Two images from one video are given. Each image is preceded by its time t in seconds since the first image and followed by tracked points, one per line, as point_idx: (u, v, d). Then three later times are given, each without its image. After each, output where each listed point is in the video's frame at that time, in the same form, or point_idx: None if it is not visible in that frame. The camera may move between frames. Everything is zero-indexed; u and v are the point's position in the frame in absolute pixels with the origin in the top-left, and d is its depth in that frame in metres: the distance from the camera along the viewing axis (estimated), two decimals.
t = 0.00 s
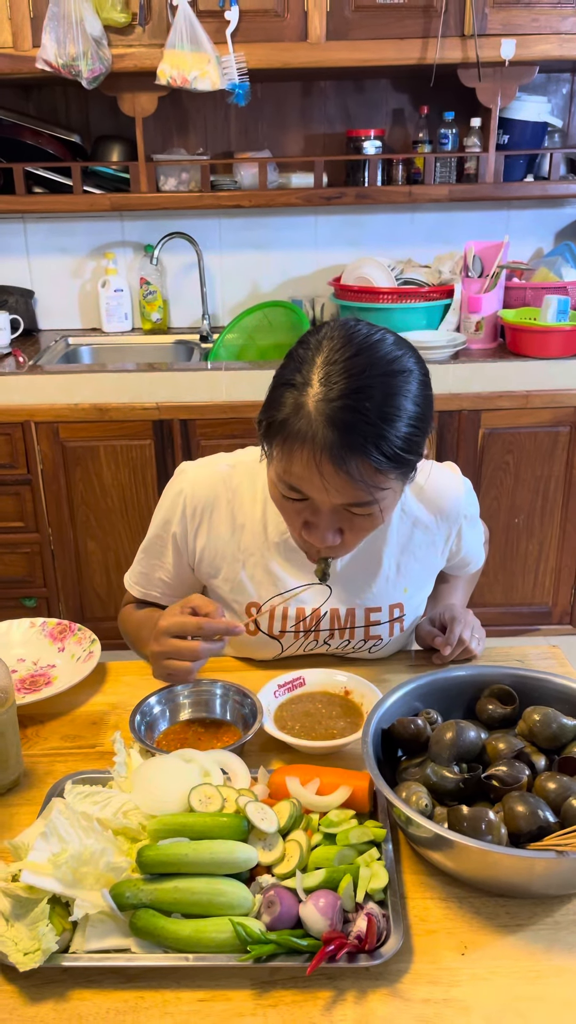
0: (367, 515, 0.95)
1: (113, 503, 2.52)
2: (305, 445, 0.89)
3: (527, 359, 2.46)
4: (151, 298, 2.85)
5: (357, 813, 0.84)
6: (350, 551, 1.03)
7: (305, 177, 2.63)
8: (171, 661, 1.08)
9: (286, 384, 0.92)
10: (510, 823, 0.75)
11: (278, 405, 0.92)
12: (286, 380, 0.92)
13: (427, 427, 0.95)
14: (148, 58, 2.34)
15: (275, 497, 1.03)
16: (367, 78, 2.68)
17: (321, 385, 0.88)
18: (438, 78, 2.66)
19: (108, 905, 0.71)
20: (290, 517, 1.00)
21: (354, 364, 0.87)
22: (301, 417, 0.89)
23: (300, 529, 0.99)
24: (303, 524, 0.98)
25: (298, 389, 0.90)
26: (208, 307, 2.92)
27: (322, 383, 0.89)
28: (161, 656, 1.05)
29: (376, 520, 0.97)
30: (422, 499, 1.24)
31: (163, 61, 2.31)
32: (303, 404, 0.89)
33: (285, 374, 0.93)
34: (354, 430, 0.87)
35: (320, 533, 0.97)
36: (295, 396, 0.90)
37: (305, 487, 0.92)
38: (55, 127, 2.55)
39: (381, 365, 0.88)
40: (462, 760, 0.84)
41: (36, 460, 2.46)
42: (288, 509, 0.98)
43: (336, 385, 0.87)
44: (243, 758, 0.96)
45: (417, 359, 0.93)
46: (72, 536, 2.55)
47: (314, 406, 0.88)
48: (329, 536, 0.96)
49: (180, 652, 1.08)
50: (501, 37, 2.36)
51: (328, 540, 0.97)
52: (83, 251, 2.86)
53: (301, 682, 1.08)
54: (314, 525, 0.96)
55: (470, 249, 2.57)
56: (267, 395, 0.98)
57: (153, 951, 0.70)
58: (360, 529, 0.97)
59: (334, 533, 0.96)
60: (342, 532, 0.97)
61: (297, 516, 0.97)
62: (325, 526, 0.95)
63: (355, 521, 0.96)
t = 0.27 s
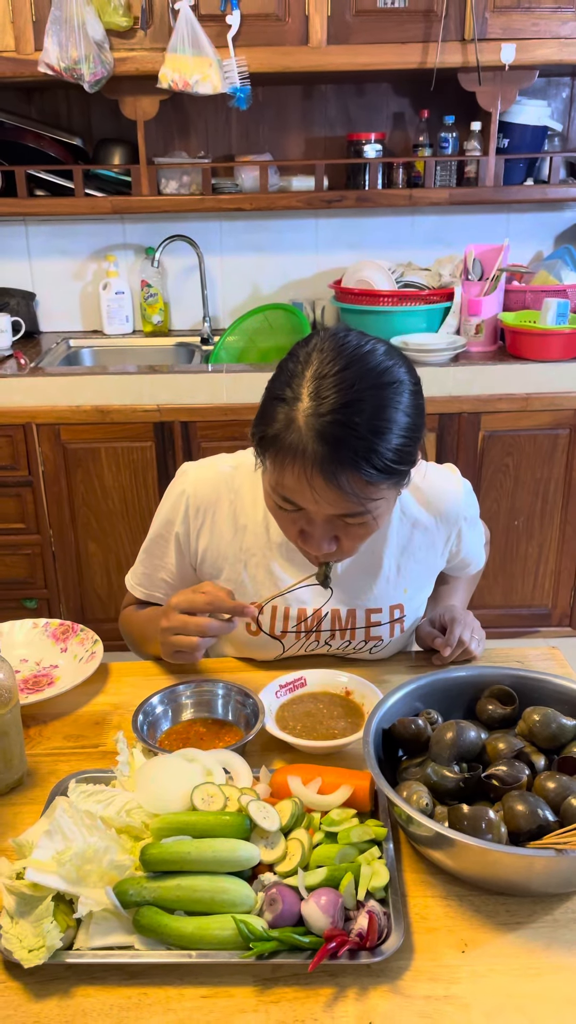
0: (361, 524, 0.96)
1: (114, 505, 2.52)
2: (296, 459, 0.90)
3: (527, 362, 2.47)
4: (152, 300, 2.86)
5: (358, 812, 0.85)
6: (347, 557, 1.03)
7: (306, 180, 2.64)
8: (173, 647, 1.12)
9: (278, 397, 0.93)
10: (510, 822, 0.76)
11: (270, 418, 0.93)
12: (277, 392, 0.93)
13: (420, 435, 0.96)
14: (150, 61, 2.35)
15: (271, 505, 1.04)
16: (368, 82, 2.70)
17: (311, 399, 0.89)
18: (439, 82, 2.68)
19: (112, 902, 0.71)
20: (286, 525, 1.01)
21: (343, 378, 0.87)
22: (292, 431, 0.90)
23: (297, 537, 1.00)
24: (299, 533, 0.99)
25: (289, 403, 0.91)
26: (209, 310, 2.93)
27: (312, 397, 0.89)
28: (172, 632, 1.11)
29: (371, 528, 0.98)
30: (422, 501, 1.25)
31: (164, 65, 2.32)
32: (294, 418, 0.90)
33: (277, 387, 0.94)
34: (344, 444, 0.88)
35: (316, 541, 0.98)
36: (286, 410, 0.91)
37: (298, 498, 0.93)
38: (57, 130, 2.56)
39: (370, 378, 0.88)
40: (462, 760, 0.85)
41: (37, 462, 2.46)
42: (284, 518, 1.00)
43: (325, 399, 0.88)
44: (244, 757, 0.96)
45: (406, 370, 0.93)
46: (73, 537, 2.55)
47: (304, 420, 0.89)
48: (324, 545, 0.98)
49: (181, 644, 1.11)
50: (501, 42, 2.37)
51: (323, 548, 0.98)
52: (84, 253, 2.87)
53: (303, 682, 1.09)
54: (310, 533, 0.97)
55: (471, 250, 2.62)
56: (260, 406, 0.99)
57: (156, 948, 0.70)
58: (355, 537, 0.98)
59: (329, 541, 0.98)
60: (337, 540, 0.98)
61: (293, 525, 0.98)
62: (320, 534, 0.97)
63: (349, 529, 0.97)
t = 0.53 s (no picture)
0: (362, 528, 0.97)
1: (114, 506, 2.53)
2: (296, 467, 0.90)
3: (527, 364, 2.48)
4: (153, 303, 2.86)
5: (359, 812, 0.85)
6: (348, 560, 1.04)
7: (306, 183, 2.64)
8: (173, 643, 1.12)
9: (276, 406, 0.93)
10: (511, 822, 0.76)
11: (269, 426, 0.93)
12: (276, 400, 0.93)
13: (419, 439, 0.96)
14: (151, 64, 2.36)
15: (272, 510, 1.04)
16: (369, 85, 2.70)
17: (310, 408, 0.89)
18: (439, 85, 2.68)
19: (115, 901, 0.72)
20: (287, 530, 1.02)
21: (341, 387, 0.88)
22: (291, 439, 0.90)
23: (298, 542, 1.01)
24: (300, 537, 1.00)
25: (287, 411, 0.91)
26: (209, 312, 2.94)
27: (311, 406, 0.89)
28: (170, 628, 1.12)
29: (372, 531, 0.98)
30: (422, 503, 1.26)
31: (165, 68, 2.33)
32: (293, 426, 0.90)
33: (275, 395, 0.94)
34: (344, 453, 0.88)
35: (317, 546, 0.99)
36: (285, 418, 0.91)
37: (299, 505, 0.93)
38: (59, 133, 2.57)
39: (368, 386, 0.88)
40: (463, 760, 0.85)
41: (38, 463, 2.47)
42: (285, 524, 1.00)
43: (324, 408, 0.88)
44: (246, 758, 0.97)
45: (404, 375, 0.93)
46: (73, 539, 2.56)
47: (303, 430, 0.89)
48: (326, 549, 0.98)
49: (181, 641, 1.12)
50: (502, 45, 2.38)
51: (324, 553, 0.98)
52: (85, 255, 2.87)
53: (304, 683, 1.09)
54: (311, 539, 0.98)
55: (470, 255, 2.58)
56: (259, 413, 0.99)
57: (159, 947, 0.71)
58: (356, 541, 0.99)
59: (331, 545, 0.98)
60: (339, 544, 0.99)
61: (294, 530, 0.99)
62: (321, 539, 0.97)
63: (350, 533, 0.97)
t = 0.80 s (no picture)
0: (364, 524, 0.97)
1: (114, 508, 2.53)
2: (297, 461, 0.91)
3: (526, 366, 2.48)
4: (152, 305, 2.87)
5: (359, 813, 0.85)
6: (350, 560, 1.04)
7: (306, 185, 2.65)
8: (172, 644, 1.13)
9: (276, 403, 0.93)
10: (510, 824, 0.76)
11: (269, 424, 0.94)
12: (275, 398, 0.94)
13: (418, 434, 0.97)
14: (151, 67, 2.36)
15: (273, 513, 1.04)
16: (368, 88, 2.71)
17: (309, 401, 0.90)
18: (438, 87, 2.69)
19: (115, 903, 0.72)
20: (288, 532, 1.02)
21: (339, 379, 0.89)
22: (291, 434, 0.91)
23: (300, 543, 1.01)
24: (302, 537, 0.99)
25: (287, 407, 0.92)
26: (209, 314, 2.94)
27: (310, 399, 0.90)
28: (169, 629, 1.12)
29: (374, 528, 0.98)
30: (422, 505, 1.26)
31: (165, 70, 2.33)
32: (293, 421, 0.91)
33: (273, 393, 0.95)
34: (344, 444, 0.89)
35: (320, 546, 0.98)
36: (285, 414, 0.92)
37: (300, 501, 0.93)
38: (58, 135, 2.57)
39: (366, 377, 0.89)
40: (463, 762, 0.85)
41: (37, 465, 2.47)
42: (286, 524, 1.00)
43: (323, 400, 0.89)
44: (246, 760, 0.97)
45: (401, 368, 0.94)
46: (73, 540, 2.56)
47: (303, 423, 0.90)
48: (329, 548, 0.98)
49: (180, 642, 1.12)
50: (501, 48, 2.38)
51: (327, 552, 0.98)
52: (84, 258, 2.88)
53: (304, 686, 1.09)
54: (313, 537, 0.98)
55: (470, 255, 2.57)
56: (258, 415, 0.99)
57: (159, 949, 0.71)
58: (358, 538, 0.99)
59: (334, 544, 0.98)
60: (341, 542, 0.99)
61: (295, 530, 0.99)
62: (323, 538, 0.97)
63: (352, 531, 0.97)
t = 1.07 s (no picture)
0: (363, 519, 0.96)
1: (112, 507, 2.52)
2: (296, 454, 0.90)
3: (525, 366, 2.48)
4: (150, 304, 2.86)
5: (359, 810, 0.85)
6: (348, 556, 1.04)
7: (304, 185, 2.65)
8: (170, 643, 1.12)
9: (274, 396, 0.93)
10: (510, 820, 0.76)
11: (268, 418, 0.94)
12: (273, 392, 0.94)
13: (416, 428, 0.97)
14: (149, 66, 2.36)
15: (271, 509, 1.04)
16: (366, 88, 2.71)
17: (308, 394, 0.90)
18: (437, 87, 2.69)
19: (115, 900, 0.71)
20: (287, 527, 1.01)
21: (339, 371, 0.89)
22: (291, 427, 0.91)
23: (298, 539, 1.00)
24: (300, 533, 0.99)
25: (286, 401, 0.92)
26: (207, 314, 2.94)
27: (309, 392, 0.90)
28: (167, 627, 1.12)
29: (372, 523, 0.98)
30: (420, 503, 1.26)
31: (163, 70, 2.33)
32: (292, 414, 0.91)
33: (272, 387, 0.95)
34: (343, 436, 0.89)
35: (318, 541, 0.98)
36: (284, 407, 0.92)
37: (299, 495, 0.93)
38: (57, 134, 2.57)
39: (365, 370, 0.89)
40: (463, 758, 0.85)
41: (36, 465, 2.47)
42: (285, 520, 1.00)
43: (322, 393, 0.89)
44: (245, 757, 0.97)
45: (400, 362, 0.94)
46: (71, 540, 2.55)
47: (302, 416, 0.90)
48: (327, 543, 0.97)
49: (179, 640, 1.11)
50: (499, 48, 2.39)
51: (325, 547, 0.98)
52: (83, 257, 2.87)
53: (303, 683, 1.09)
54: (312, 532, 0.97)
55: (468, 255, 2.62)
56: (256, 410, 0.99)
57: (158, 945, 0.71)
58: (357, 534, 0.98)
59: (332, 538, 0.97)
60: (339, 538, 0.98)
61: (294, 525, 0.98)
62: (322, 532, 0.97)
63: (351, 526, 0.97)
